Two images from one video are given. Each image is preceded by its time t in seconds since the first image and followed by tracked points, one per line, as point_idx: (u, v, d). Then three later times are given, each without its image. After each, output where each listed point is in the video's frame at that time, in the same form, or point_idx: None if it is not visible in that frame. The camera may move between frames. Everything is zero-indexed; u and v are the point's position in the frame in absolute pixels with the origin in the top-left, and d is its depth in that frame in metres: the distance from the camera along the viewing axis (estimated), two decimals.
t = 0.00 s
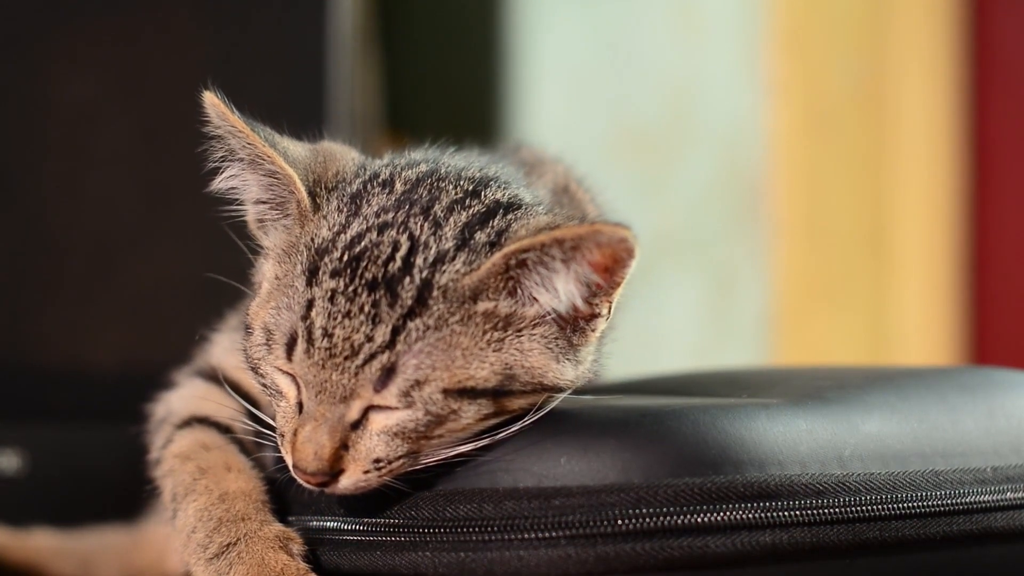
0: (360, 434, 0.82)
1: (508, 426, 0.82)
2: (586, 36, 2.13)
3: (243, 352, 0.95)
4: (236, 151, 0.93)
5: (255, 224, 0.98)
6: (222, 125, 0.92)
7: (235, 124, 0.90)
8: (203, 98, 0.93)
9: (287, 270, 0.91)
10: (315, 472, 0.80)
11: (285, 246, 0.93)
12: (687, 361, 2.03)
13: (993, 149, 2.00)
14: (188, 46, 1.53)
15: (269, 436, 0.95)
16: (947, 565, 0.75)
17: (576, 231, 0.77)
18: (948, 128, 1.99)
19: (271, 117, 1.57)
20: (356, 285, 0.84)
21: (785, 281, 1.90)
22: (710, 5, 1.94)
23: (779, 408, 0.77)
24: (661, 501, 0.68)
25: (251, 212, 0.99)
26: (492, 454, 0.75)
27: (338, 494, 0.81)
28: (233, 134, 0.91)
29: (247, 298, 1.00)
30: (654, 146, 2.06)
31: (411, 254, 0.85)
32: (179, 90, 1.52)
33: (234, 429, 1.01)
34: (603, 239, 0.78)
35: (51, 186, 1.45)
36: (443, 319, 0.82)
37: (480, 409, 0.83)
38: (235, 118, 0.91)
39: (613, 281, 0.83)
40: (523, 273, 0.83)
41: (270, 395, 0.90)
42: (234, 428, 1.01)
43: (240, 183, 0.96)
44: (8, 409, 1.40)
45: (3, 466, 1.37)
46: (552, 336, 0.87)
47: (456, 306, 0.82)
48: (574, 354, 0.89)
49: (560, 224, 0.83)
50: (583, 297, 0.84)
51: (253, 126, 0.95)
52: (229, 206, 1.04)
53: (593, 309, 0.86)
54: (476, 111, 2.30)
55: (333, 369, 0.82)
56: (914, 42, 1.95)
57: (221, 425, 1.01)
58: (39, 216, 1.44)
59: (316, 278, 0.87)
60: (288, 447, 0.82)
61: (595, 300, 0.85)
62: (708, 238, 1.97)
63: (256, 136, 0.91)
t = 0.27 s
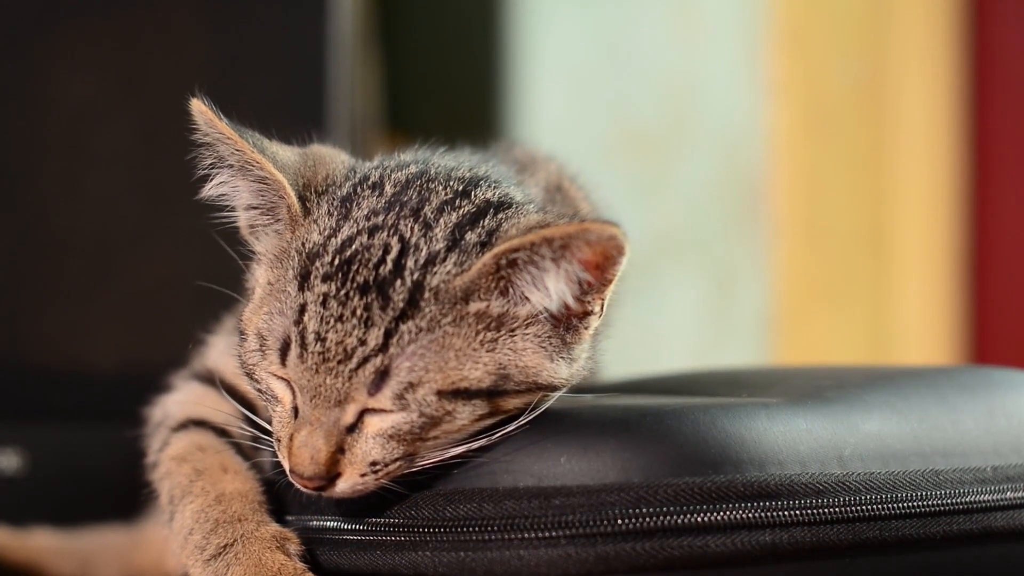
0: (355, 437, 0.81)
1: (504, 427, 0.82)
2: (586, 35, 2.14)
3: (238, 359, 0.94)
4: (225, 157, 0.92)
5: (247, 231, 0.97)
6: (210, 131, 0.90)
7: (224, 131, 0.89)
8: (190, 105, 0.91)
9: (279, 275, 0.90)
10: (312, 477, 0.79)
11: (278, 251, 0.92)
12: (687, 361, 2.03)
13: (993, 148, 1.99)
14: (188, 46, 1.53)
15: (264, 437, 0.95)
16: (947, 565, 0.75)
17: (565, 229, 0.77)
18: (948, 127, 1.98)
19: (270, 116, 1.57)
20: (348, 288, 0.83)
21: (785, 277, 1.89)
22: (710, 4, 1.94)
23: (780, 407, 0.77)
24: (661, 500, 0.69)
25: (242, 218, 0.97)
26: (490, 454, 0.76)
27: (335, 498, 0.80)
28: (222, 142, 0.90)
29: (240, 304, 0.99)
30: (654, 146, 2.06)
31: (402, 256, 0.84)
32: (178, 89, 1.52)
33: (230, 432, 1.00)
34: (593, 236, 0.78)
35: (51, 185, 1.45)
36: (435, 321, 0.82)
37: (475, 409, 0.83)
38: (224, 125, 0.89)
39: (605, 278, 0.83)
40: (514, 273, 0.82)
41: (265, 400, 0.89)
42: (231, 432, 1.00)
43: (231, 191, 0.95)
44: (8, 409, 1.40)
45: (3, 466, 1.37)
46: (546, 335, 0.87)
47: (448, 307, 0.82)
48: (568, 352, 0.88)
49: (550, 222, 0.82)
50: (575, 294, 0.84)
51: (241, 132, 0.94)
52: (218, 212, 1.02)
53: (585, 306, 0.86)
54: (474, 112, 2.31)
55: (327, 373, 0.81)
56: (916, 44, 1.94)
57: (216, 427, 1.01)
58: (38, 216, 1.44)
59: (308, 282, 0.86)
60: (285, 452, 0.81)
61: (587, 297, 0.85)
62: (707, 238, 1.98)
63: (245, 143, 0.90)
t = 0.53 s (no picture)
0: (351, 440, 0.81)
1: (499, 428, 0.82)
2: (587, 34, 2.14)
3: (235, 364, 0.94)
4: (216, 163, 0.91)
5: (242, 236, 0.97)
6: (201, 138, 0.89)
7: (215, 137, 0.88)
8: (181, 111, 0.91)
9: (273, 280, 0.90)
10: (309, 480, 0.79)
11: (271, 256, 0.92)
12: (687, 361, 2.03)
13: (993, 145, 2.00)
14: (187, 46, 1.53)
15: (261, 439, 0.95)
16: (947, 565, 0.75)
17: (556, 229, 0.76)
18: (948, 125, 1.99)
19: (270, 116, 1.57)
20: (341, 292, 0.83)
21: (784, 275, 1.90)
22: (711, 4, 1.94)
23: (779, 407, 0.77)
24: (661, 501, 0.69)
25: (237, 223, 0.97)
26: (490, 454, 0.76)
27: (332, 502, 0.80)
28: (213, 148, 0.89)
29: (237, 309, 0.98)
30: (653, 146, 2.06)
31: (394, 259, 0.84)
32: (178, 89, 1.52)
33: (227, 433, 1.00)
34: (584, 235, 0.77)
35: (51, 185, 1.45)
36: (428, 323, 0.81)
37: (471, 410, 0.83)
38: (214, 131, 0.88)
39: (598, 277, 0.82)
40: (506, 274, 0.82)
41: (262, 405, 0.89)
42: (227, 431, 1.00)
43: (224, 196, 0.94)
44: (8, 410, 1.40)
45: (4, 467, 1.36)
46: (541, 334, 0.87)
47: (442, 309, 0.82)
48: (563, 352, 0.88)
49: (543, 221, 0.82)
50: (567, 293, 0.84)
51: (232, 138, 0.93)
52: (213, 217, 1.01)
53: (579, 305, 0.85)
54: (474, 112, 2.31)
55: (321, 377, 0.81)
56: (914, 43, 1.94)
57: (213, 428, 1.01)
58: (38, 216, 1.44)
59: (301, 286, 0.86)
60: (282, 456, 0.81)
61: (580, 296, 0.85)
62: (707, 239, 1.98)
63: (236, 147, 0.89)
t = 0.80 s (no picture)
0: (348, 444, 0.80)
1: (496, 429, 0.81)
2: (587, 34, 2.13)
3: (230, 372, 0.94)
4: (209, 169, 0.90)
5: (236, 242, 0.97)
6: (194, 144, 0.89)
7: (207, 143, 0.87)
8: (172, 118, 0.90)
9: (268, 284, 0.89)
10: (307, 484, 0.79)
11: (265, 261, 0.91)
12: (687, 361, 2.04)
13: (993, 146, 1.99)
14: (187, 45, 1.54)
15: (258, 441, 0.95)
16: (946, 564, 0.76)
17: (549, 229, 0.75)
18: (947, 124, 1.98)
19: (270, 116, 1.57)
20: (336, 295, 0.82)
21: (782, 276, 1.88)
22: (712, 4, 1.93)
23: (780, 407, 0.77)
24: (661, 501, 0.68)
25: (231, 229, 0.97)
26: (489, 455, 0.76)
27: (330, 505, 0.80)
28: (205, 154, 0.89)
29: (231, 315, 0.98)
30: (654, 146, 2.06)
31: (388, 261, 0.83)
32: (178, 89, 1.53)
33: (224, 434, 1.00)
34: (578, 236, 0.76)
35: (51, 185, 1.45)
36: (424, 325, 0.80)
37: (467, 412, 0.82)
38: (205, 137, 0.88)
39: (592, 277, 0.81)
40: (500, 275, 0.81)
41: (259, 410, 0.88)
42: (224, 433, 1.00)
43: (217, 202, 0.94)
44: (8, 409, 1.40)
45: (4, 466, 1.37)
46: (537, 334, 0.86)
47: (437, 311, 0.81)
48: (559, 352, 0.87)
49: (536, 222, 0.81)
50: (562, 294, 0.83)
51: (225, 143, 0.92)
52: (206, 223, 1.01)
53: (574, 305, 0.84)
54: (473, 113, 2.31)
55: (317, 380, 0.80)
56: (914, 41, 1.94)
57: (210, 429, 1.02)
58: (39, 216, 1.44)
59: (296, 290, 0.85)
60: (279, 460, 0.81)
61: (575, 296, 0.83)
62: (705, 240, 1.98)
63: (228, 152, 0.89)
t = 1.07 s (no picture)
0: (345, 445, 0.80)
1: (492, 430, 0.81)
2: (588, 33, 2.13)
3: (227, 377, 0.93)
4: (201, 174, 0.90)
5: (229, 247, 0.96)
6: (185, 149, 0.88)
7: (198, 148, 0.87)
8: (163, 123, 0.89)
9: (262, 288, 0.88)
10: (305, 487, 0.79)
11: (258, 265, 0.90)
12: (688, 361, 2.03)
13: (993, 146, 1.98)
14: (187, 45, 1.54)
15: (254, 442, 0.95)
16: (947, 564, 0.76)
17: (541, 229, 0.75)
18: (946, 124, 1.97)
19: (271, 116, 1.58)
20: (330, 297, 0.82)
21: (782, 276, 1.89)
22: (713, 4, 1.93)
23: (780, 407, 0.77)
24: (661, 500, 0.68)
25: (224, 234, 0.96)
26: (488, 455, 0.76)
27: (328, 507, 0.80)
28: (197, 159, 0.88)
29: (227, 319, 0.97)
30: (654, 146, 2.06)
31: (382, 263, 0.83)
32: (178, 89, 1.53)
33: (222, 436, 1.00)
34: (570, 235, 0.76)
35: (51, 184, 1.45)
36: (418, 326, 0.80)
37: (463, 413, 0.82)
38: (197, 142, 0.87)
39: (586, 275, 0.81)
40: (494, 274, 0.81)
41: (256, 414, 0.88)
42: (221, 434, 1.00)
43: (210, 207, 0.93)
44: (8, 409, 1.40)
45: (4, 465, 1.36)
46: (531, 334, 0.85)
47: (431, 312, 0.81)
48: (554, 350, 0.87)
49: (529, 221, 0.81)
50: (555, 293, 0.83)
51: (216, 148, 0.92)
52: (200, 228, 1.00)
53: (568, 303, 0.84)
54: (472, 113, 2.31)
55: (313, 383, 0.80)
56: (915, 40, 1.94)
57: (208, 431, 1.01)
58: (39, 216, 1.44)
59: (290, 293, 0.85)
60: (277, 463, 0.81)
61: (569, 294, 0.83)
62: (704, 240, 1.99)
63: (219, 157, 0.88)
